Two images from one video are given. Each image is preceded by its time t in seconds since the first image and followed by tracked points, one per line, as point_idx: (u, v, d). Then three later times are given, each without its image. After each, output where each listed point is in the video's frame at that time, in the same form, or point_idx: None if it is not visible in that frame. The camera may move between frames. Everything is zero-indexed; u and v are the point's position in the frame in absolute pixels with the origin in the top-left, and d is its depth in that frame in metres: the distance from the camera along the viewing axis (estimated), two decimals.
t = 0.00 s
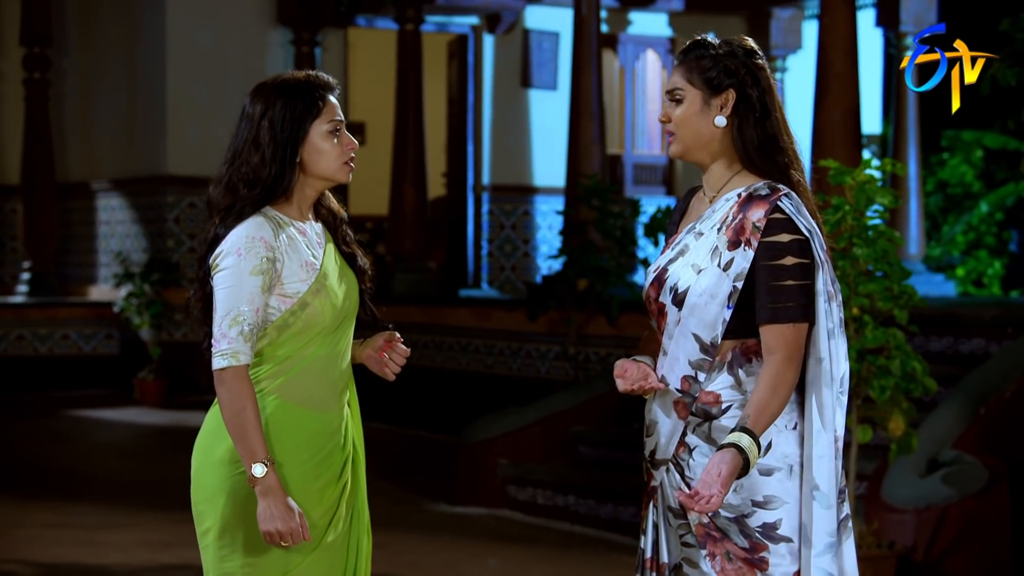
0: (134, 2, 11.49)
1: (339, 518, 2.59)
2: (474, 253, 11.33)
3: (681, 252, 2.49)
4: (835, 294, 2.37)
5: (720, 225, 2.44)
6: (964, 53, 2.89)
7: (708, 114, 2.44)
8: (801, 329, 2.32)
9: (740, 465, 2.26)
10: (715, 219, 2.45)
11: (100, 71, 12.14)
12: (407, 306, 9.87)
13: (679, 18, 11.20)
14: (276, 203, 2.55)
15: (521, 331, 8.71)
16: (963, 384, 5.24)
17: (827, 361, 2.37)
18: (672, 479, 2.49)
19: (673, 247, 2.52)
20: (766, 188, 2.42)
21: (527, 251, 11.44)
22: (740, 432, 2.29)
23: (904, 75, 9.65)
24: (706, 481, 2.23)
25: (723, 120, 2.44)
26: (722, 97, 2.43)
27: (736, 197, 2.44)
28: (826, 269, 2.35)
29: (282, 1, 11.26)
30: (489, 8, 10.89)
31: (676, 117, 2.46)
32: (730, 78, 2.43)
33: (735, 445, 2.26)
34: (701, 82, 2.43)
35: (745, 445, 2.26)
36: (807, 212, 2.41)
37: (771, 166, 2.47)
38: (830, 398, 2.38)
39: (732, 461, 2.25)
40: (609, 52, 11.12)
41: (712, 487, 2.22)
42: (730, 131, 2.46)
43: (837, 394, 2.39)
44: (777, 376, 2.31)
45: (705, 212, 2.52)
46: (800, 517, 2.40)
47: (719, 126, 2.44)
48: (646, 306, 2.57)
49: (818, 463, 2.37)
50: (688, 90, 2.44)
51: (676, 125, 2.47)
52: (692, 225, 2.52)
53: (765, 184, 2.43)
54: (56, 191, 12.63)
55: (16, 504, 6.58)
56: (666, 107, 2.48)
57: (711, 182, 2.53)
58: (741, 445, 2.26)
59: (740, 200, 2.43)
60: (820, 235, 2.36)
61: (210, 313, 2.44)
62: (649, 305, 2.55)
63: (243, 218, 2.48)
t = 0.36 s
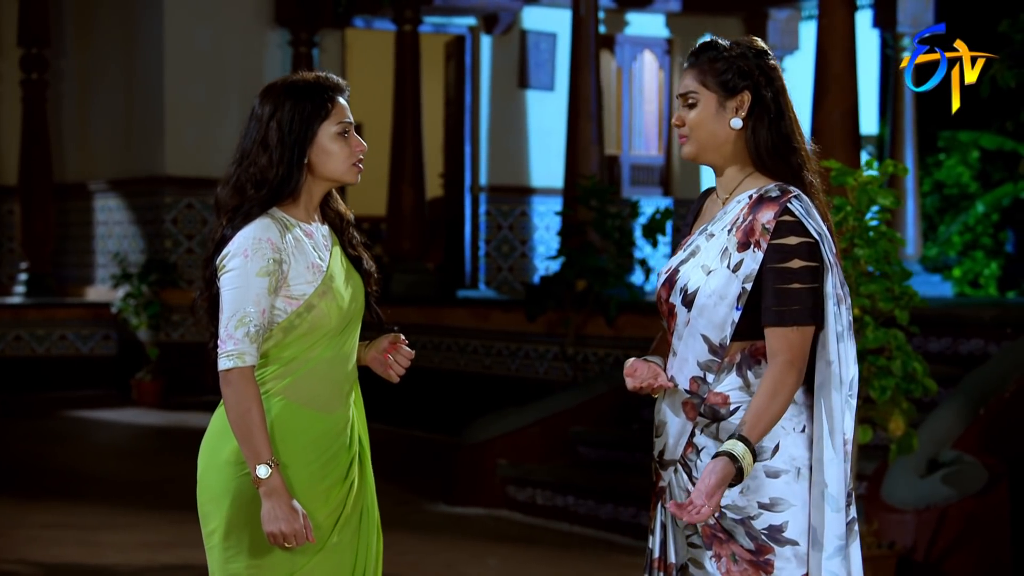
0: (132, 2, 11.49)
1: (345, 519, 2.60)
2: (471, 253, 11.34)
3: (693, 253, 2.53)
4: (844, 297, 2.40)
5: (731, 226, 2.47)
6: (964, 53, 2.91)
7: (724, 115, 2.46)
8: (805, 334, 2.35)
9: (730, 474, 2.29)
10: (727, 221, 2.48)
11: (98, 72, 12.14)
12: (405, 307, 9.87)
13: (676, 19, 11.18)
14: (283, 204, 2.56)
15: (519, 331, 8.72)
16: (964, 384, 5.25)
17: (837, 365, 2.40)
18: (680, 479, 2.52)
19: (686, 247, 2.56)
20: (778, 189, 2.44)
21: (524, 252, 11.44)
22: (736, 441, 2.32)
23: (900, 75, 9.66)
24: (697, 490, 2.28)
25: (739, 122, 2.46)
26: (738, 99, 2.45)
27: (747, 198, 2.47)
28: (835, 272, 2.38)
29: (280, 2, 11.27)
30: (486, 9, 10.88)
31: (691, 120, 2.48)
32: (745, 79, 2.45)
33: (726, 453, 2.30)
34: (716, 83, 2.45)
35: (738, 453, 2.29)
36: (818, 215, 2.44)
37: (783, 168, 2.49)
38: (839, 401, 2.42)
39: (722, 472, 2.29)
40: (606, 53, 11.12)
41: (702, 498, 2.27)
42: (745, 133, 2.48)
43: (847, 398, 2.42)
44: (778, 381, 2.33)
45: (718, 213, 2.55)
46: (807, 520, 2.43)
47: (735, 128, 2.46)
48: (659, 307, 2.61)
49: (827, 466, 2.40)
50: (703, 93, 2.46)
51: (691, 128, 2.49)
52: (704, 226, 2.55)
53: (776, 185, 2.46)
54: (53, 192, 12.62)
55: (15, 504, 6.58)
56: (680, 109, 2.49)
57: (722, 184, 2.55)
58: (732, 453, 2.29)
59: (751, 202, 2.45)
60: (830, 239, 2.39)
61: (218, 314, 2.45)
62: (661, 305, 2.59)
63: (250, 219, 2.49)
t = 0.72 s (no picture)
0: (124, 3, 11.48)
1: (351, 518, 2.61)
2: (463, 254, 11.34)
3: (696, 255, 2.58)
4: (842, 300, 2.46)
5: (732, 228, 2.50)
6: (964, 53, 2.94)
7: (738, 120, 2.55)
8: (796, 337, 2.39)
9: (745, 517, 2.41)
10: (729, 223, 2.52)
11: (89, 73, 12.13)
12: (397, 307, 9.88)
13: (667, 20, 11.25)
14: (287, 204, 2.56)
15: (512, 332, 8.74)
16: (957, 384, 5.27)
17: (833, 367, 2.46)
18: (681, 481, 2.59)
19: (689, 250, 2.61)
20: (778, 190, 2.48)
21: (516, 252, 11.45)
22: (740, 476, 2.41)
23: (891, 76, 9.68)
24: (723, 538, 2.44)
25: (753, 126, 2.56)
26: (751, 104, 2.55)
27: (750, 200, 2.50)
28: (833, 274, 2.43)
29: (271, 3, 11.28)
30: (478, 10, 10.89)
31: (703, 125, 2.56)
32: (757, 84, 2.55)
33: (733, 498, 2.41)
34: (728, 89, 2.54)
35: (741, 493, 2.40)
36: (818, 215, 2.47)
37: (792, 169, 2.58)
38: (836, 404, 2.46)
39: (735, 518, 2.41)
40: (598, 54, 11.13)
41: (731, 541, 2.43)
42: (757, 137, 2.58)
43: (844, 401, 2.48)
44: (765, 387, 2.39)
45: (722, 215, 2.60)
46: (808, 523, 2.48)
47: (749, 132, 2.56)
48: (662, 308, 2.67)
49: (828, 469, 2.46)
50: (716, 99, 2.55)
51: (703, 132, 2.57)
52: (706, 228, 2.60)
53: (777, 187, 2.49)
54: (45, 193, 12.59)
55: (8, 505, 6.57)
56: (691, 114, 2.57)
57: (727, 187, 2.64)
58: (737, 495, 2.40)
59: (752, 204, 2.49)
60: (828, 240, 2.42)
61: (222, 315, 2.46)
62: (664, 307, 2.64)
63: (254, 220, 2.50)
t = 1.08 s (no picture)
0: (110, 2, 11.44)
1: (348, 517, 2.61)
2: (450, 254, 11.35)
3: (689, 255, 2.62)
4: (841, 300, 2.52)
5: (729, 228, 2.56)
6: (964, 53, 2.95)
7: (734, 122, 2.59)
8: (800, 336, 2.44)
9: (758, 515, 2.46)
10: (723, 223, 2.58)
11: (76, 72, 12.09)
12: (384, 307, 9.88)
13: (653, 20, 11.25)
14: (285, 205, 2.56)
15: (500, 332, 8.74)
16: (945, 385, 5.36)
17: (833, 366, 2.52)
18: (676, 482, 2.60)
19: (680, 250, 2.65)
20: (775, 191, 2.54)
21: (503, 253, 11.46)
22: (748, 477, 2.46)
23: (876, 76, 9.71)
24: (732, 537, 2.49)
25: (748, 128, 2.60)
26: (746, 106, 2.59)
27: (745, 201, 2.56)
28: (833, 274, 2.50)
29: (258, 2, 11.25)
30: (465, 10, 10.88)
31: (698, 127, 2.60)
32: (753, 85, 2.59)
33: (741, 500, 2.46)
34: (724, 90, 2.57)
35: (753, 491, 2.44)
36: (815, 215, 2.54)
37: (787, 170, 2.63)
38: (836, 402, 2.52)
39: (745, 519, 2.46)
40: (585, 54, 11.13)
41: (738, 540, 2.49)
42: (751, 139, 2.62)
43: (842, 400, 2.54)
44: (772, 386, 2.43)
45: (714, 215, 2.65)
46: (804, 522, 2.52)
47: (744, 133, 2.60)
48: (652, 309, 2.70)
49: (824, 467, 2.51)
50: (712, 100, 2.58)
51: (699, 135, 2.60)
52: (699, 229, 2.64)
53: (774, 188, 2.55)
54: (31, 193, 12.55)
55: None
56: (686, 116, 2.60)
57: (717, 188, 2.68)
58: (744, 497, 2.45)
59: (749, 204, 2.55)
60: (828, 240, 2.49)
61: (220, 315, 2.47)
62: (655, 308, 2.68)
63: (253, 220, 2.50)
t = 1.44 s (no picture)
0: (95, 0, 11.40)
1: (345, 516, 2.62)
2: (437, 254, 11.35)
3: (675, 253, 2.66)
4: (824, 296, 2.54)
5: (715, 225, 2.59)
6: (965, 53, 2.96)
7: (723, 121, 2.63)
8: (783, 332, 2.47)
9: (738, 507, 2.48)
10: (710, 221, 2.61)
11: (62, 72, 12.05)
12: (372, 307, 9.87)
13: (641, 20, 11.20)
14: (286, 204, 2.56)
15: (488, 332, 8.75)
16: (932, 384, 5.46)
17: (816, 362, 2.54)
18: (664, 478, 2.65)
19: (665, 248, 2.70)
20: (762, 189, 2.57)
21: (490, 253, 11.48)
22: (729, 470, 2.48)
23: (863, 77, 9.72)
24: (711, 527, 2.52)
25: (737, 127, 2.64)
26: (735, 105, 2.62)
27: (731, 199, 2.60)
28: (818, 270, 2.52)
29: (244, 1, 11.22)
30: (451, 10, 10.87)
31: (688, 127, 2.63)
32: (741, 85, 2.62)
33: (721, 493, 2.49)
34: (713, 89, 2.60)
35: (733, 482, 2.47)
36: (801, 213, 2.58)
37: (775, 169, 2.67)
38: (818, 397, 2.55)
39: (725, 511, 2.49)
40: (571, 54, 11.16)
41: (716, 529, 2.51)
42: (741, 138, 2.66)
43: (824, 394, 2.56)
44: (756, 381, 2.46)
45: (700, 213, 2.69)
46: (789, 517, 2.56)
47: (733, 132, 2.64)
48: (637, 307, 2.74)
49: (808, 463, 2.54)
50: (701, 99, 2.61)
51: (689, 134, 2.63)
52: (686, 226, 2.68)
53: (760, 186, 2.59)
54: (16, 193, 12.48)
55: None
56: (676, 116, 2.63)
57: (705, 186, 2.72)
58: (725, 489, 2.48)
59: (735, 202, 2.58)
60: (812, 237, 2.52)
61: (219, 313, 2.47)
62: (641, 306, 2.72)
63: (254, 220, 2.50)
